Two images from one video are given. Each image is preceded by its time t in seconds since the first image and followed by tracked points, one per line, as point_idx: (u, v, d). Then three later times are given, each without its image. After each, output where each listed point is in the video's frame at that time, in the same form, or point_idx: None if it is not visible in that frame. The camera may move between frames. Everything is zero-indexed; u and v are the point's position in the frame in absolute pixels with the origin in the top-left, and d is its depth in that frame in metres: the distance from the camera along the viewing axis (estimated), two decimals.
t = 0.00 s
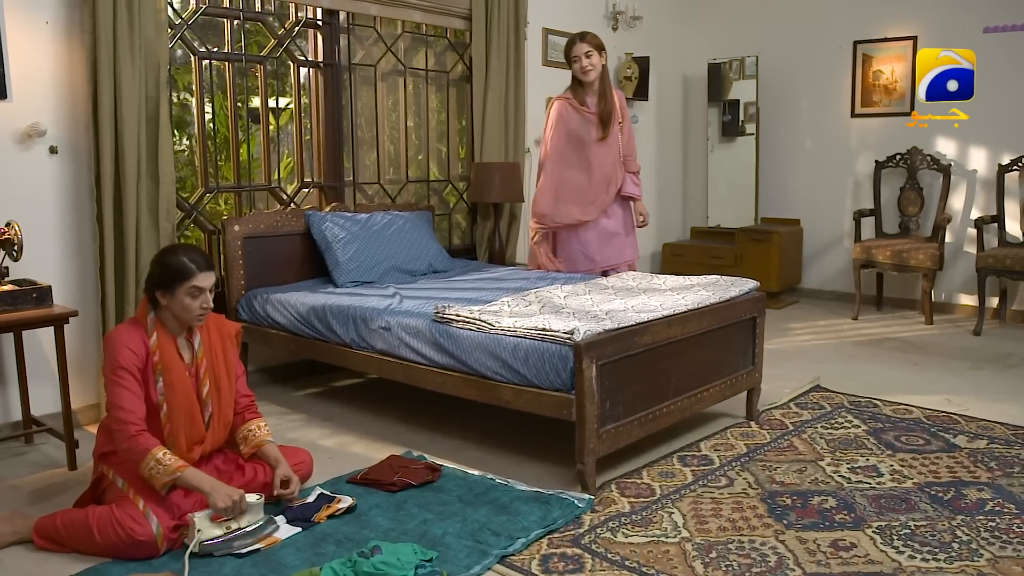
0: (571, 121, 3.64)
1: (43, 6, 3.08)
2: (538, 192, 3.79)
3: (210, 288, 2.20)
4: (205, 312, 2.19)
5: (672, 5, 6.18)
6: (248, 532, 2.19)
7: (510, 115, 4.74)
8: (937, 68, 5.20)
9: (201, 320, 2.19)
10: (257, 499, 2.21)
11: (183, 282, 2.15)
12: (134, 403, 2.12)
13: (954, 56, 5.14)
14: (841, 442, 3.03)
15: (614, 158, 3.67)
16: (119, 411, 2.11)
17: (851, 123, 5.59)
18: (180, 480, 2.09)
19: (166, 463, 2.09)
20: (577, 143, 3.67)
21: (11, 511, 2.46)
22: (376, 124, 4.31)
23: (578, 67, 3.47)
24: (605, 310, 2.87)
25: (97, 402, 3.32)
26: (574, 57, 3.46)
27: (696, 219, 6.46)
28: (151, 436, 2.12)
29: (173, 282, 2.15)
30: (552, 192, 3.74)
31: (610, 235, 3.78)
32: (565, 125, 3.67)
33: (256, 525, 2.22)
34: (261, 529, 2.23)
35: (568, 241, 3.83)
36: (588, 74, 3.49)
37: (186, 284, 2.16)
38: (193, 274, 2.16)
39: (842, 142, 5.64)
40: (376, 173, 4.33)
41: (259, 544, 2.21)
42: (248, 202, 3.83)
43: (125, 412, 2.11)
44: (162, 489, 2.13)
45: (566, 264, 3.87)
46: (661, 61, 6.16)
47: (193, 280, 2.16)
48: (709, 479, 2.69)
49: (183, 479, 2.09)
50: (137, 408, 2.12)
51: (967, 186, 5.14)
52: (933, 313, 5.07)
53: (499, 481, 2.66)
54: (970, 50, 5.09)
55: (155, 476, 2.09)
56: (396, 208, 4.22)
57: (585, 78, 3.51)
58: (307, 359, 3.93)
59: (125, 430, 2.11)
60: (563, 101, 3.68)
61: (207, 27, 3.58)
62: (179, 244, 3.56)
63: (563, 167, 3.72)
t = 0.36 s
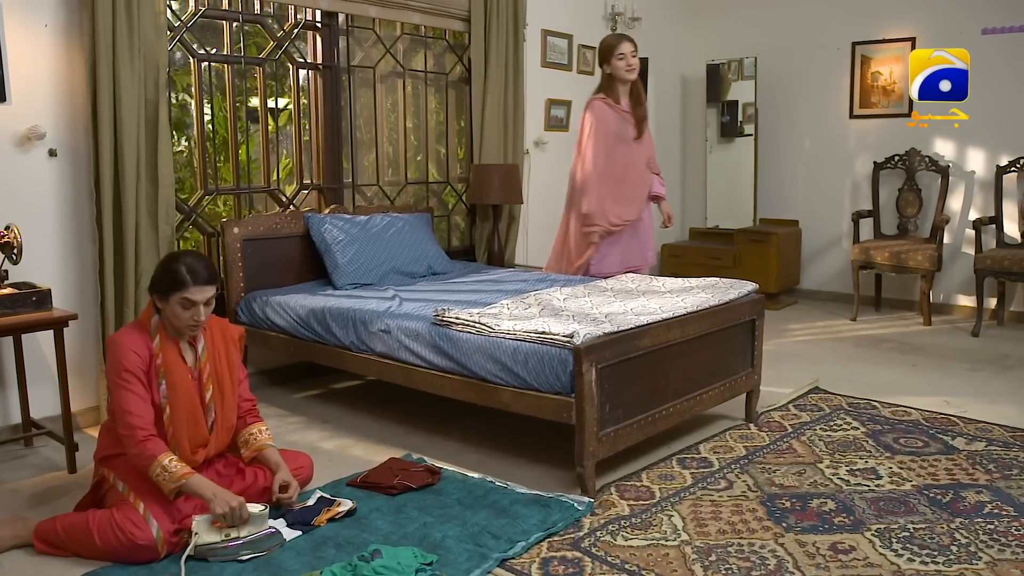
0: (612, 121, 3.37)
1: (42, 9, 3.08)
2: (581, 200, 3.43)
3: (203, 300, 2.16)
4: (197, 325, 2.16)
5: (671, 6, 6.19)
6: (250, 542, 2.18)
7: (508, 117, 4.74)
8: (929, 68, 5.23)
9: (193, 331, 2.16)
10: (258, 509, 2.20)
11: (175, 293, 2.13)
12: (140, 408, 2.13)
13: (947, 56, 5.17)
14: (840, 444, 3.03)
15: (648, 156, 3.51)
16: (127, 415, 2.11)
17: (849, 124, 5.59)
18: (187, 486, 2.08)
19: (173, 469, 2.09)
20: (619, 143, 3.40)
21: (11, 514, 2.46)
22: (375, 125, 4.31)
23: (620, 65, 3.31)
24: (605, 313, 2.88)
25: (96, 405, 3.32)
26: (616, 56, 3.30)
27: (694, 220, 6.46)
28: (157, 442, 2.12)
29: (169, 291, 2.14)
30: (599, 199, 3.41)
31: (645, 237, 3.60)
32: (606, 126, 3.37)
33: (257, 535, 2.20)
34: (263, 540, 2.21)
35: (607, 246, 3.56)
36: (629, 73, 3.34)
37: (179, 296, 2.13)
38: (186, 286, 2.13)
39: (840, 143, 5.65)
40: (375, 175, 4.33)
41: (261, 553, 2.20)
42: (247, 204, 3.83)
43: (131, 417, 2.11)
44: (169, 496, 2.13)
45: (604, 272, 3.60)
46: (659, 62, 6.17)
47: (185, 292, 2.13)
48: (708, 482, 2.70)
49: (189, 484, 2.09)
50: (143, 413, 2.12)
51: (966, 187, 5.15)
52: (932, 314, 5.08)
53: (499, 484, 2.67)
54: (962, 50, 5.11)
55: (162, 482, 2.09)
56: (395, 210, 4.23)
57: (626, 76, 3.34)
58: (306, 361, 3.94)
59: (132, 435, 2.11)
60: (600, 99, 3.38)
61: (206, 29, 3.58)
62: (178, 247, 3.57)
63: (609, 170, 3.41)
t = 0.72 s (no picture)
0: (652, 118, 3.57)
1: (42, 11, 3.08)
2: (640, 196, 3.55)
3: (210, 294, 2.20)
4: (208, 320, 2.19)
5: (671, 6, 6.19)
6: (250, 544, 2.18)
7: (508, 118, 4.74)
8: (925, 68, 5.24)
9: (205, 327, 2.19)
10: (257, 512, 2.20)
11: (185, 291, 2.16)
12: (140, 413, 2.13)
13: (943, 56, 5.18)
14: (839, 446, 3.04)
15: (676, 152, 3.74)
16: (125, 420, 2.11)
17: (849, 124, 5.60)
18: (185, 490, 2.09)
19: (171, 473, 2.10)
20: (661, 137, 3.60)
21: (11, 518, 2.46)
22: (375, 125, 4.31)
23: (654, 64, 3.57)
24: (604, 316, 2.88)
25: (96, 407, 3.32)
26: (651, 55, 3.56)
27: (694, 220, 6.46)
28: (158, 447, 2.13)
29: (175, 290, 2.16)
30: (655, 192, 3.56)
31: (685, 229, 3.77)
32: (648, 122, 3.56)
33: (257, 537, 2.20)
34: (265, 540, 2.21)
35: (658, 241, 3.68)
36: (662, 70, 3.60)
37: (189, 292, 2.16)
38: (194, 281, 2.16)
39: (840, 143, 5.65)
40: (375, 176, 4.34)
41: (262, 554, 2.20)
42: (247, 206, 3.83)
43: (130, 421, 2.11)
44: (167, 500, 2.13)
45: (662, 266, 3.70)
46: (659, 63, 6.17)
47: (194, 287, 2.16)
48: (708, 484, 2.70)
49: (188, 489, 2.09)
50: (142, 417, 2.13)
51: (965, 188, 5.16)
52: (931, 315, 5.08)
53: (499, 487, 2.67)
54: (956, 50, 5.13)
55: (159, 486, 2.10)
56: (395, 211, 4.23)
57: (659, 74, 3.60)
58: (306, 363, 3.94)
59: (132, 440, 2.11)
60: (636, 98, 3.57)
61: (206, 31, 3.58)
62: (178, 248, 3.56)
63: (657, 164, 3.58)
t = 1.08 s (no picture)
0: (656, 120, 3.61)
1: (43, 14, 3.08)
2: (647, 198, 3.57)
3: (211, 295, 2.21)
4: (209, 320, 2.20)
5: (671, 7, 6.19)
6: (251, 547, 2.17)
7: (508, 118, 4.74)
8: (923, 68, 5.24)
9: (206, 327, 2.20)
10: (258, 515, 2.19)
11: (186, 291, 2.17)
12: (140, 418, 2.13)
13: (940, 56, 5.19)
14: (840, 448, 3.04)
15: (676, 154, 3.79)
16: (125, 425, 2.11)
17: (849, 125, 5.60)
18: (185, 494, 2.08)
19: (171, 477, 2.10)
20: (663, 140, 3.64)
21: (12, 521, 2.46)
22: (375, 126, 4.31)
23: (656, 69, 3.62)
24: (605, 318, 2.89)
25: (97, 410, 3.32)
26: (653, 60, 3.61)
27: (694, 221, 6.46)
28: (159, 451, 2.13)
29: (176, 292, 2.16)
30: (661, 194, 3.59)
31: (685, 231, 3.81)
32: (652, 123, 3.60)
33: (258, 540, 2.19)
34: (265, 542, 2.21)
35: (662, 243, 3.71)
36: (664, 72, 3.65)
37: (190, 292, 2.17)
38: (194, 281, 2.18)
39: (840, 144, 5.65)
40: (375, 178, 4.34)
41: (263, 557, 2.20)
42: (247, 207, 3.83)
43: (131, 426, 2.11)
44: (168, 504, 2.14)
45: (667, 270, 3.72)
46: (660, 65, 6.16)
47: (195, 287, 2.18)
48: (708, 487, 2.70)
49: (188, 492, 2.09)
50: (143, 422, 2.13)
51: (965, 189, 5.16)
52: (931, 316, 5.09)
53: (500, 489, 2.67)
54: (953, 50, 5.14)
55: (159, 491, 2.10)
56: (396, 213, 4.23)
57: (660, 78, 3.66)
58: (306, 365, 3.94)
59: (132, 445, 2.11)
60: (638, 100, 3.61)
61: (206, 33, 3.58)
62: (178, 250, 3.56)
63: (661, 166, 3.62)
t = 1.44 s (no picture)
0: (639, 123, 3.58)
1: (44, 16, 3.08)
2: (624, 202, 3.58)
3: (211, 297, 2.22)
4: (210, 322, 2.21)
5: (671, 8, 6.19)
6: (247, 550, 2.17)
7: (508, 119, 4.75)
8: (922, 68, 5.25)
9: (207, 330, 2.21)
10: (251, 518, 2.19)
11: (186, 294, 2.18)
12: (137, 427, 2.13)
13: (938, 56, 5.20)
14: (840, 450, 3.05)
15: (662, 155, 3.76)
16: (121, 435, 2.12)
17: (849, 126, 5.60)
18: (177, 500, 2.10)
19: (162, 484, 2.10)
20: (647, 143, 3.61)
21: (13, 524, 2.47)
22: (376, 126, 4.31)
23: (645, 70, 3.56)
24: (606, 320, 2.89)
25: (98, 411, 3.32)
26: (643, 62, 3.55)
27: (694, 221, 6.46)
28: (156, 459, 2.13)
29: (176, 295, 2.18)
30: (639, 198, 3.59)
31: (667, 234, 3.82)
32: (635, 126, 3.57)
33: (256, 541, 2.20)
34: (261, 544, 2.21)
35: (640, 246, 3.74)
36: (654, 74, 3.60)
37: (189, 294, 2.18)
38: (194, 282, 2.20)
39: (840, 145, 5.66)
40: (376, 179, 4.34)
41: (262, 558, 2.21)
42: (248, 209, 3.84)
43: (127, 435, 2.11)
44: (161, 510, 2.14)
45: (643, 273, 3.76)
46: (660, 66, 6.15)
47: (195, 289, 2.19)
48: (709, 489, 2.71)
49: (180, 499, 2.10)
50: (140, 430, 2.13)
51: (965, 190, 5.17)
52: (931, 317, 5.09)
53: (501, 491, 2.68)
54: (951, 49, 5.15)
55: (153, 498, 2.11)
56: (396, 214, 4.24)
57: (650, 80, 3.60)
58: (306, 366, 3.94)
59: (127, 452, 2.11)
60: (624, 101, 3.58)
61: (207, 34, 3.58)
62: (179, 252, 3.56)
63: (641, 169, 3.61)
